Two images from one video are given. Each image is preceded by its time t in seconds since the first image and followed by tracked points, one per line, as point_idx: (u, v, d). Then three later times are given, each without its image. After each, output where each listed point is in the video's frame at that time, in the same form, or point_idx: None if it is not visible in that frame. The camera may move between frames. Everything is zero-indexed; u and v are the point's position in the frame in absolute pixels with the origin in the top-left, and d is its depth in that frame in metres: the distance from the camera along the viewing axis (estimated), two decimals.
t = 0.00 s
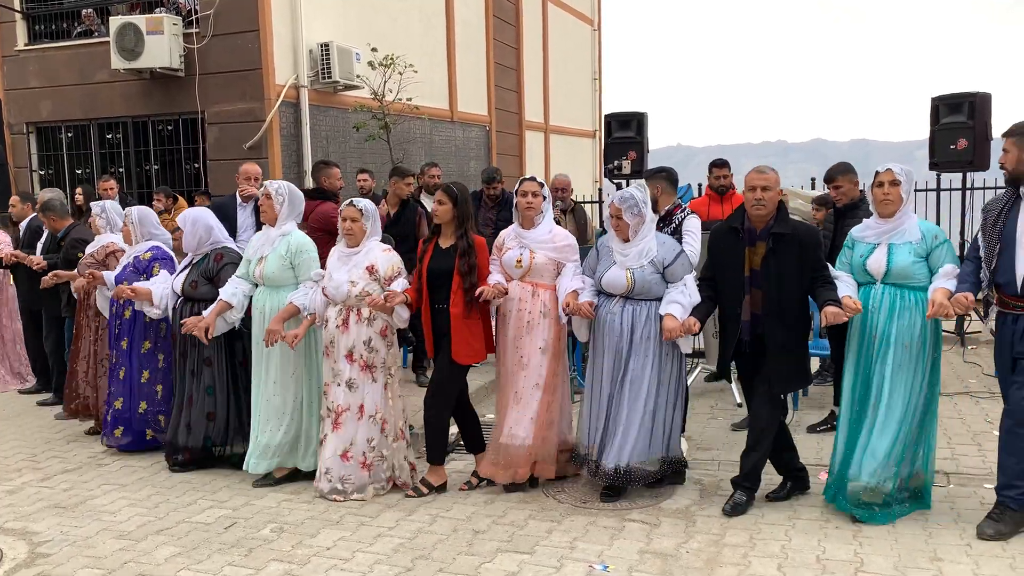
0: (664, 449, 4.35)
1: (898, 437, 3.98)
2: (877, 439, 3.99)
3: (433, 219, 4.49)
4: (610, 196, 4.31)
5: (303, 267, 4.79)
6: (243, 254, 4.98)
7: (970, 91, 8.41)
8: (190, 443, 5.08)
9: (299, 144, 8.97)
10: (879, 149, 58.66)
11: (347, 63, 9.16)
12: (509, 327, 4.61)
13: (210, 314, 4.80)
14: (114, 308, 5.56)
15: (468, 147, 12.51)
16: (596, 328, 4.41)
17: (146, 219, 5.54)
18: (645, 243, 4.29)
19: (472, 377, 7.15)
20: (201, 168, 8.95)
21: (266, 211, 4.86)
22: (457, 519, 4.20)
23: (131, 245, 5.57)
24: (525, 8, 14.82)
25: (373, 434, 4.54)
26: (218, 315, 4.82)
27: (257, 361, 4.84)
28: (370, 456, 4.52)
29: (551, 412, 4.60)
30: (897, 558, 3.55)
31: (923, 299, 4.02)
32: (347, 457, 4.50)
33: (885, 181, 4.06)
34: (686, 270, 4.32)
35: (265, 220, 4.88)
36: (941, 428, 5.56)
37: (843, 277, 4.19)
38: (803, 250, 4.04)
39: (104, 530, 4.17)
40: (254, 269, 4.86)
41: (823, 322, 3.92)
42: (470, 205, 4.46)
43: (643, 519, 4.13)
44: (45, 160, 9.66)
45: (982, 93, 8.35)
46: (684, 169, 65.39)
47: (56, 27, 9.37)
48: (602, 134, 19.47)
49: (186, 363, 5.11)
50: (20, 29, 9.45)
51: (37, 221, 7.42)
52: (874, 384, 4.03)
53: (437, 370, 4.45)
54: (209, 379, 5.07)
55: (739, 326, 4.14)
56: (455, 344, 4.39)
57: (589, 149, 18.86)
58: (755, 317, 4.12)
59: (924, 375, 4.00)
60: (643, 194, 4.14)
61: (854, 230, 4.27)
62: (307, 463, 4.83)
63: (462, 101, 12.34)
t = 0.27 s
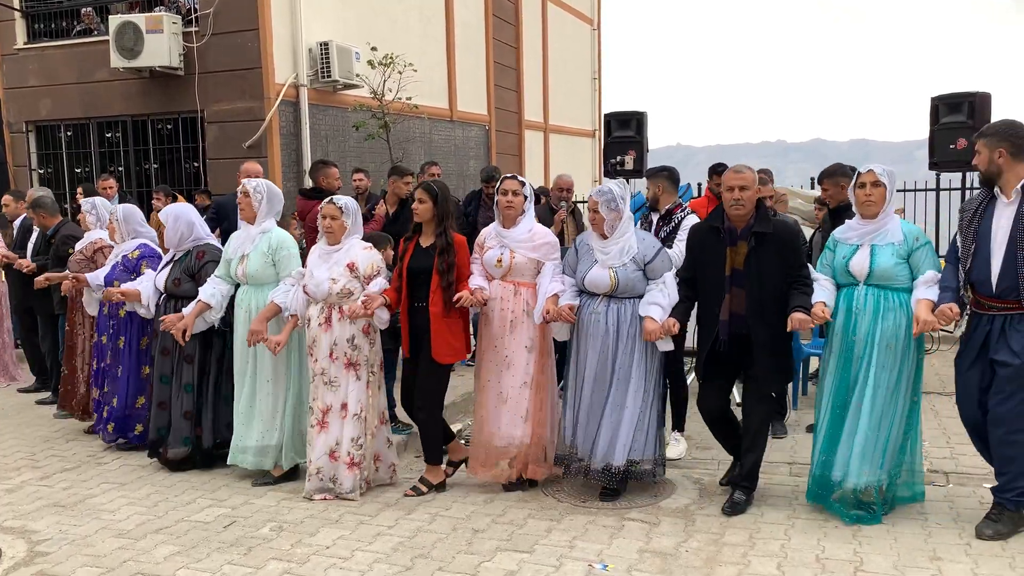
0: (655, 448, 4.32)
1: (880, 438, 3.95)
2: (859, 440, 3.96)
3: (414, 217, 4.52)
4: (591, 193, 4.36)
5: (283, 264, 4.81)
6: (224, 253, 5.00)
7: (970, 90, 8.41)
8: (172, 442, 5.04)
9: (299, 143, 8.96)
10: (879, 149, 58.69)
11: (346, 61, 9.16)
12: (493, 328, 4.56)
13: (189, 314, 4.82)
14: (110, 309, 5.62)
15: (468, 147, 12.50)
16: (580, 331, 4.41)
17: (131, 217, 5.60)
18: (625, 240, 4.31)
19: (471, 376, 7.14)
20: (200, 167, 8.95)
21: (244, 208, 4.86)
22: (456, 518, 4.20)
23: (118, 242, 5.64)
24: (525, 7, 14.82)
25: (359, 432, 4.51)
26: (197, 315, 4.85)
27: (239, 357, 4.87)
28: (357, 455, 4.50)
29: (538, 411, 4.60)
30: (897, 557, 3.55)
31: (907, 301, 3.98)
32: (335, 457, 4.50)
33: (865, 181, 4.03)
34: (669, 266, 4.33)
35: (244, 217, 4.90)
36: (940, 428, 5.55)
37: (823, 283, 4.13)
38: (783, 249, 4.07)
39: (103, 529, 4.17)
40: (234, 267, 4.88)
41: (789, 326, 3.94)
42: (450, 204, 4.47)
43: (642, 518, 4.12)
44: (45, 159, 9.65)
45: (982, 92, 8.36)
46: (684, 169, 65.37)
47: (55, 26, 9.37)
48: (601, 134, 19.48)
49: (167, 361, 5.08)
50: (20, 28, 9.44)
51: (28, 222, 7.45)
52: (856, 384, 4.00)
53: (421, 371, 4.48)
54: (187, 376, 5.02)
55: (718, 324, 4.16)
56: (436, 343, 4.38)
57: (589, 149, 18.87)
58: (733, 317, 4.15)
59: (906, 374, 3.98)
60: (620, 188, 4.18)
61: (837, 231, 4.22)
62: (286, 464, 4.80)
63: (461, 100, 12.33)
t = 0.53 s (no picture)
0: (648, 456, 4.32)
1: (880, 435, 3.94)
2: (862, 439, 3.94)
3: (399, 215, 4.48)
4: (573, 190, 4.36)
5: (270, 263, 4.81)
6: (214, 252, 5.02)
7: (970, 90, 8.41)
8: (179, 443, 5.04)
9: (299, 143, 8.96)
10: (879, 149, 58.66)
11: (347, 62, 9.15)
12: (482, 328, 4.54)
13: (181, 309, 4.83)
14: (108, 308, 5.61)
15: (468, 147, 12.50)
16: (559, 323, 4.42)
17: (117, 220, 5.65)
18: (610, 237, 4.31)
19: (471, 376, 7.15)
20: (201, 167, 8.95)
21: (232, 209, 4.85)
22: (457, 518, 4.20)
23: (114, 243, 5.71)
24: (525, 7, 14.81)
25: (358, 429, 4.58)
26: (189, 311, 4.86)
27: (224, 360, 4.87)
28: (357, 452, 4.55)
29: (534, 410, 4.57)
30: (897, 557, 3.55)
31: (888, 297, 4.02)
32: (333, 455, 4.50)
33: (844, 181, 4.00)
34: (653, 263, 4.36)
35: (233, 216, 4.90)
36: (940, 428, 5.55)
37: (800, 280, 4.14)
38: (768, 247, 4.13)
39: (104, 529, 4.17)
40: (222, 265, 4.88)
41: (761, 316, 3.98)
42: (435, 201, 4.46)
43: (643, 518, 4.13)
44: (45, 159, 9.65)
45: (982, 92, 8.35)
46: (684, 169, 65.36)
47: (55, 26, 9.37)
48: (602, 134, 19.47)
49: (166, 360, 5.06)
50: (20, 29, 9.45)
51: (28, 223, 7.49)
52: (851, 383, 3.96)
53: (409, 371, 4.47)
54: (192, 374, 5.05)
55: (708, 321, 4.16)
56: (425, 341, 4.38)
57: (589, 149, 18.87)
58: (726, 314, 4.14)
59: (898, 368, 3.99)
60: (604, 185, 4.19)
61: (816, 230, 4.20)
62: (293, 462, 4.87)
63: (462, 100, 12.33)
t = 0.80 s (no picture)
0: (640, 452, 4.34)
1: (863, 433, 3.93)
2: (851, 438, 3.92)
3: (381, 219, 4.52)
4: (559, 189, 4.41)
5: (258, 263, 4.82)
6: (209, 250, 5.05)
7: (971, 90, 8.40)
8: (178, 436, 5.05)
9: (299, 144, 8.96)
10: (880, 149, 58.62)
11: (347, 62, 9.15)
12: (464, 330, 4.57)
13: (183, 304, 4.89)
14: (106, 306, 5.53)
15: (469, 147, 12.50)
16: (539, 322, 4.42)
17: (109, 221, 5.73)
18: (590, 235, 4.36)
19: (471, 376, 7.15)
20: (201, 168, 8.95)
21: (221, 208, 4.88)
22: (458, 518, 4.20)
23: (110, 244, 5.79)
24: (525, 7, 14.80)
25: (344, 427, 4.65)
26: (190, 306, 4.92)
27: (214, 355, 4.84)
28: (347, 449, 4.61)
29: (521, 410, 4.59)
30: (898, 558, 3.55)
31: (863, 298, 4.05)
32: (321, 451, 4.54)
33: (822, 182, 4.06)
34: (632, 262, 4.38)
35: (222, 216, 4.92)
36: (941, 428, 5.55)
37: (776, 274, 4.18)
38: (746, 245, 4.12)
39: (104, 530, 4.17)
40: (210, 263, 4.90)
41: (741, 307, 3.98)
42: (418, 205, 4.50)
43: (644, 518, 4.12)
44: (46, 160, 9.66)
45: (983, 92, 8.34)
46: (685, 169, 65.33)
47: (56, 27, 9.38)
48: (602, 134, 19.46)
49: (165, 355, 5.08)
50: (21, 30, 9.46)
51: (24, 224, 7.49)
52: (830, 383, 3.96)
53: (389, 371, 4.49)
54: (191, 368, 5.10)
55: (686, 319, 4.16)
56: (406, 345, 4.40)
57: (589, 149, 18.86)
58: (701, 311, 4.12)
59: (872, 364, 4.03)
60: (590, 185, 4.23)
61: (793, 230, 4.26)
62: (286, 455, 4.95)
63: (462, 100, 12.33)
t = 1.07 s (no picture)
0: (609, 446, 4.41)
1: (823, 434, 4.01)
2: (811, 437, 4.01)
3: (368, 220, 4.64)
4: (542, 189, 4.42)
5: (243, 263, 4.96)
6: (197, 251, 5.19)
7: (972, 91, 8.40)
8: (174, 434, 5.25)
9: (300, 144, 8.96)
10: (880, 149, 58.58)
11: (347, 63, 9.15)
12: (447, 331, 4.69)
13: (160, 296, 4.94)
14: (98, 306, 5.68)
15: (470, 147, 12.50)
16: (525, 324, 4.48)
17: (109, 220, 5.78)
18: (572, 236, 4.40)
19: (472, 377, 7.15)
20: (202, 168, 8.95)
21: (208, 209, 4.99)
22: (459, 518, 4.20)
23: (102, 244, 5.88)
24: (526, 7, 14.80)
25: (318, 427, 4.77)
26: (167, 301, 4.97)
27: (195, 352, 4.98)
28: (316, 448, 4.75)
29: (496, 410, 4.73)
30: (899, 558, 3.55)
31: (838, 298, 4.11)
32: (288, 451, 4.70)
33: (802, 182, 4.13)
34: (615, 262, 4.45)
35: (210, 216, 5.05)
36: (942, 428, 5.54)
37: (759, 276, 4.25)
38: (726, 246, 4.24)
39: (105, 530, 4.17)
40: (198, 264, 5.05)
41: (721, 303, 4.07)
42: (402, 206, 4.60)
43: (645, 518, 4.12)
44: (46, 160, 9.66)
45: (984, 92, 8.34)
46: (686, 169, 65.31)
47: (56, 28, 9.39)
48: (603, 135, 19.45)
49: (153, 354, 5.23)
50: (22, 30, 9.46)
51: (18, 221, 7.48)
52: (795, 383, 4.06)
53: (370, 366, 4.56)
54: (179, 367, 5.22)
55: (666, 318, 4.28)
56: (388, 343, 4.51)
57: (590, 150, 18.85)
58: (681, 310, 4.26)
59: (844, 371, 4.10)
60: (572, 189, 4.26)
61: (774, 231, 4.35)
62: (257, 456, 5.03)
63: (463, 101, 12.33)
